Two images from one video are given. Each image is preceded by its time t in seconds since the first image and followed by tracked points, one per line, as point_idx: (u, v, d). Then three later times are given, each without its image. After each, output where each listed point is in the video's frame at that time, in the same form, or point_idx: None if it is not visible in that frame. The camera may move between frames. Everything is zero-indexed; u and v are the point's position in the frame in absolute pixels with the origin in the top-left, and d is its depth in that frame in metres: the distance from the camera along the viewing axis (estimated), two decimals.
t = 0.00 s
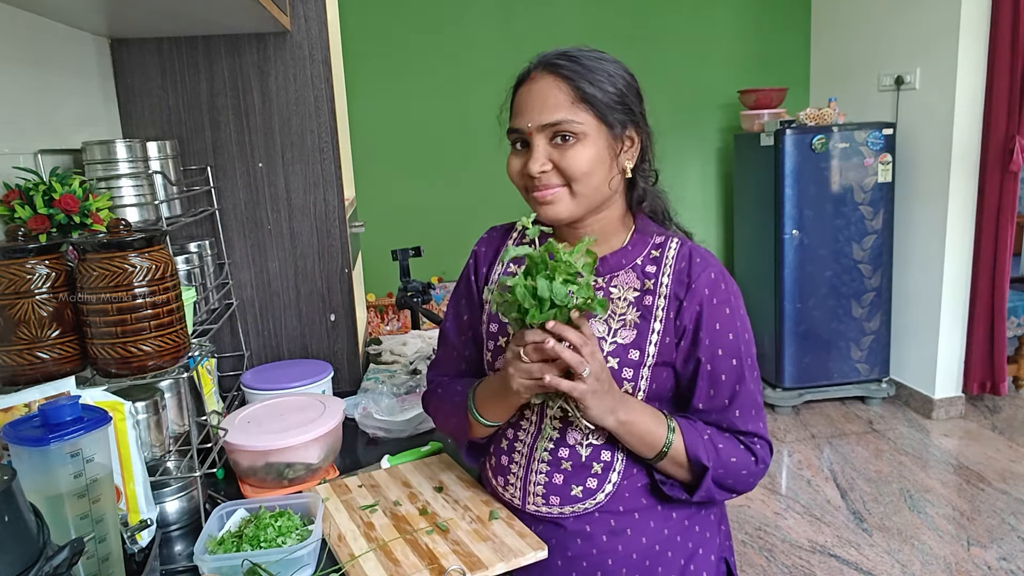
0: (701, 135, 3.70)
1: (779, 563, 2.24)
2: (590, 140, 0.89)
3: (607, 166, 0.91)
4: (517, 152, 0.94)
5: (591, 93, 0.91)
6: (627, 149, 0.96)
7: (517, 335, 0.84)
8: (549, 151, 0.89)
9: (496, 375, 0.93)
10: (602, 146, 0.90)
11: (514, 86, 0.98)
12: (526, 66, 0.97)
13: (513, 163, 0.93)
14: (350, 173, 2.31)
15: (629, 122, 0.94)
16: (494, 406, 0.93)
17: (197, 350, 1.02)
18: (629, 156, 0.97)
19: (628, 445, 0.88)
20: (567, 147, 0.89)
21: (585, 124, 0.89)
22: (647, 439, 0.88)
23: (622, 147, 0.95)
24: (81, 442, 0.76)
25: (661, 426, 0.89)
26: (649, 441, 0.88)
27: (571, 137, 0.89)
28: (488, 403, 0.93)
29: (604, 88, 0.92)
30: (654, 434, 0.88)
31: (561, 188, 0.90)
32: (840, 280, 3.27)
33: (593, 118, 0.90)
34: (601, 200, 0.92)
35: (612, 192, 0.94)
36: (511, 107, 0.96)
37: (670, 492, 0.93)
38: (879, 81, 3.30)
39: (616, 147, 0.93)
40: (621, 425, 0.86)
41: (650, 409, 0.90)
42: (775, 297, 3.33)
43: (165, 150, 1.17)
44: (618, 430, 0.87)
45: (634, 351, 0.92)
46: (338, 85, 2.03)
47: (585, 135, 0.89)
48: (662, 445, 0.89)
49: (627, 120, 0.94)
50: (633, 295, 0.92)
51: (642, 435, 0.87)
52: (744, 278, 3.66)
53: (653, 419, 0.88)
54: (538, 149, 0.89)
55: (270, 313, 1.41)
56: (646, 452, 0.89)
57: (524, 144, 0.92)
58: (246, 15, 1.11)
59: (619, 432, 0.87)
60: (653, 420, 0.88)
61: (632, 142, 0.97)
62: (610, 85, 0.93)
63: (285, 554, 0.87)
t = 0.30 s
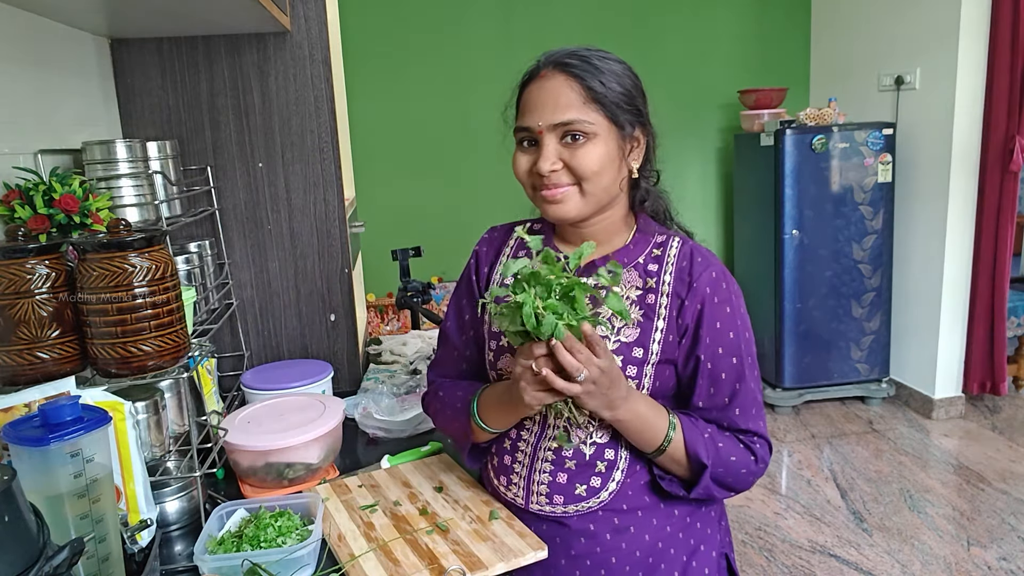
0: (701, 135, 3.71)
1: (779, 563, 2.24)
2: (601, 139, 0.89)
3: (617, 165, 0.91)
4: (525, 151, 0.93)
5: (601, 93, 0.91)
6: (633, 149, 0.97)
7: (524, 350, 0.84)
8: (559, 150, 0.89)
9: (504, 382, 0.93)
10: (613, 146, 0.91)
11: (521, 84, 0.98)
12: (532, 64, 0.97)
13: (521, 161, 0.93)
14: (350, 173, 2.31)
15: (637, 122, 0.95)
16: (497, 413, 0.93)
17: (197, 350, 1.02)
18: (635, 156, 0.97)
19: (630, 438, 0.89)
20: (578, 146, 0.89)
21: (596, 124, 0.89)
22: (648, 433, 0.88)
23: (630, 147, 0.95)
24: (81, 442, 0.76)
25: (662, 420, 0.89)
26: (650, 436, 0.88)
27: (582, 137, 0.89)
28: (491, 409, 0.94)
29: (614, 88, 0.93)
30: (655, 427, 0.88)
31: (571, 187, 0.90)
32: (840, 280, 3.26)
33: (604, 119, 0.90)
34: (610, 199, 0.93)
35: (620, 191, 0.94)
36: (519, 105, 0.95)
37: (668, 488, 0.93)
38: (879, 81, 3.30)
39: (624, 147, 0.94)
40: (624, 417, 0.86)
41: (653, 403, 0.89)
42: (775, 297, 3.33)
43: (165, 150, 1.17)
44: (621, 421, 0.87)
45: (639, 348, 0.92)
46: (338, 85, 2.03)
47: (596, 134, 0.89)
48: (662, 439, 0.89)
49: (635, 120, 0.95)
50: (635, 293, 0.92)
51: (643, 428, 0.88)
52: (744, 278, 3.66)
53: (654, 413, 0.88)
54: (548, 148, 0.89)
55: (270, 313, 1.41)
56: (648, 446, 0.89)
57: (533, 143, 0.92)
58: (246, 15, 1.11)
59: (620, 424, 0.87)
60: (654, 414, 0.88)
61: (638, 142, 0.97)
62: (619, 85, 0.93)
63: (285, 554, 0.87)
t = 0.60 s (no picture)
0: (701, 135, 3.71)
1: (779, 563, 2.24)
2: (603, 138, 0.89)
3: (618, 164, 0.91)
4: (526, 150, 0.93)
5: (603, 92, 0.91)
6: (635, 148, 0.97)
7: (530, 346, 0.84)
8: (561, 149, 0.89)
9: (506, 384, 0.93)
10: (615, 145, 0.91)
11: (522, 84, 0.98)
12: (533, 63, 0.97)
13: (523, 161, 0.92)
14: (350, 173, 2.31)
15: (638, 121, 0.95)
16: (500, 414, 0.93)
17: (197, 350, 1.02)
18: (637, 155, 0.97)
19: (630, 438, 0.88)
20: (579, 145, 0.89)
21: (597, 123, 0.89)
22: (648, 433, 0.88)
23: (631, 146, 0.95)
24: (81, 442, 0.76)
25: (663, 420, 0.89)
26: (651, 436, 0.88)
27: (584, 135, 0.89)
28: (494, 410, 0.93)
29: (615, 87, 0.93)
30: (656, 427, 0.88)
31: (573, 186, 0.90)
32: (840, 280, 3.26)
33: (606, 118, 0.90)
34: (611, 198, 0.92)
35: (621, 190, 0.94)
36: (521, 104, 0.95)
37: (668, 487, 0.93)
38: (879, 81, 3.30)
39: (626, 146, 0.94)
40: (625, 416, 0.86)
41: (655, 403, 0.89)
42: (775, 297, 3.33)
43: (165, 150, 1.17)
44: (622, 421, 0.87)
45: (641, 348, 0.91)
46: (338, 85, 2.03)
47: (598, 133, 0.89)
48: (662, 439, 0.89)
49: (636, 119, 0.95)
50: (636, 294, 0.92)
51: (643, 428, 0.87)
52: (744, 278, 3.66)
53: (654, 414, 0.88)
54: (551, 146, 0.89)
55: (270, 313, 1.41)
56: (648, 446, 0.89)
57: (535, 141, 0.91)
58: (246, 15, 1.11)
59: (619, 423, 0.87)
60: (655, 415, 0.88)
61: (640, 141, 0.97)
62: (621, 84, 0.93)
63: (285, 554, 0.87)
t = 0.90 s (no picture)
0: (701, 135, 3.71)
1: (779, 563, 2.24)
2: (604, 145, 0.89)
3: (618, 169, 0.91)
4: (527, 155, 0.93)
5: (603, 97, 0.91)
6: (634, 151, 0.97)
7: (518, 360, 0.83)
8: (563, 156, 0.89)
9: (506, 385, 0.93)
10: (615, 151, 0.91)
11: (522, 86, 0.97)
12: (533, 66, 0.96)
13: (524, 167, 0.92)
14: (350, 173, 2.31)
15: (637, 124, 0.95)
16: (497, 416, 0.93)
17: (197, 350, 1.02)
18: (636, 157, 0.97)
19: (623, 438, 0.89)
20: (581, 152, 0.89)
21: (598, 129, 0.89)
22: (642, 432, 0.88)
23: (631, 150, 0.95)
24: (81, 442, 0.76)
25: (655, 420, 0.89)
26: (645, 436, 0.89)
27: (585, 142, 0.89)
28: (490, 409, 0.94)
29: (615, 91, 0.92)
30: (648, 427, 0.88)
31: (574, 194, 0.90)
32: (840, 280, 3.26)
33: (606, 124, 0.90)
34: (611, 203, 0.93)
35: (620, 195, 0.95)
36: (520, 109, 0.94)
37: (661, 488, 0.93)
38: (879, 81, 3.30)
39: (625, 150, 0.94)
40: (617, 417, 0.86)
41: (648, 405, 0.90)
42: (775, 297, 3.33)
43: (165, 150, 1.17)
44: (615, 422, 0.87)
45: (638, 348, 0.91)
46: (338, 85, 2.03)
47: (598, 139, 0.89)
48: (656, 439, 0.89)
49: (635, 123, 0.95)
50: (634, 294, 0.92)
51: (637, 428, 0.88)
52: (744, 278, 3.66)
53: (648, 414, 0.88)
54: (552, 154, 0.89)
55: (270, 313, 1.41)
56: (640, 446, 0.90)
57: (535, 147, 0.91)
58: (246, 15, 1.11)
59: (612, 424, 0.87)
60: (648, 415, 0.88)
61: (639, 144, 0.97)
62: (620, 88, 0.93)
63: (285, 554, 0.87)
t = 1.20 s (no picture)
0: (701, 135, 3.71)
1: (779, 564, 2.24)
2: (615, 155, 0.90)
3: (627, 178, 0.92)
4: (536, 162, 0.92)
5: (613, 107, 0.91)
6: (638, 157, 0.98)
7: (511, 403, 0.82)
8: (575, 166, 0.89)
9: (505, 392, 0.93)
10: (625, 161, 0.91)
11: (528, 89, 0.95)
12: (539, 68, 0.94)
13: (533, 175, 0.91)
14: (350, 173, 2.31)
15: (643, 131, 0.95)
16: (497, 423, 0.93)
17: (197, 350, 1.02)
18: (639, 162, 0.98)
19: (623, 443, 0.88)
20: (593, 162, 0.89)
21: (610, 139, 0.89)
22: (641, 436, 0.88)
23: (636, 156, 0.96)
24: (81, 442, 0.76)
25: (654, 424, 0.89)
26: (644, 439, 0.88)
27: (597, 153, 0.88)
28: (489, 416, 0.93)
29: (624, 99, 0.92)
30: (648, 431, 0.88)
31: (584, 204, 0.90)
32: (840, 280, 3.26)
33: (617, 134, 0.90)
34: (617, 211, 0.94)
35: (625, 202, 0.95)
36: (528, 113, 0.93)
37: (660, 488, 0.93)
38: (879, 81, 3.30)
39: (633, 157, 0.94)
40: (618, 425, 0.86)
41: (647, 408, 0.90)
42: (774, 296, 3.33)
43: (165, 150, 1.17)
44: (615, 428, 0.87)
45: (637, 347, 0.91)
46: (338, 85, 2.03)
47: (611, 150, 0.89)
48: (656, 443, 0.89)
49: (642, 130, 0.95)
50: (633, 293, 0.93)
51: (636, 432, 0.87)
52: (743, 278, 3.66)
53: (648, 418, 0.88)
54: (565, 164, 0.88)
55: (270, 313, 1.41)
56: (639, 450, 0.89)
57: (546, 155, 0.90)
58: (246, 15, 1.11)
59: (612, 430, 0.87)
60: (648, 419, 0.88)
61: (643, 149, 0.98)
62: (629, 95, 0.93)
63: (285, 554, 0.87)
